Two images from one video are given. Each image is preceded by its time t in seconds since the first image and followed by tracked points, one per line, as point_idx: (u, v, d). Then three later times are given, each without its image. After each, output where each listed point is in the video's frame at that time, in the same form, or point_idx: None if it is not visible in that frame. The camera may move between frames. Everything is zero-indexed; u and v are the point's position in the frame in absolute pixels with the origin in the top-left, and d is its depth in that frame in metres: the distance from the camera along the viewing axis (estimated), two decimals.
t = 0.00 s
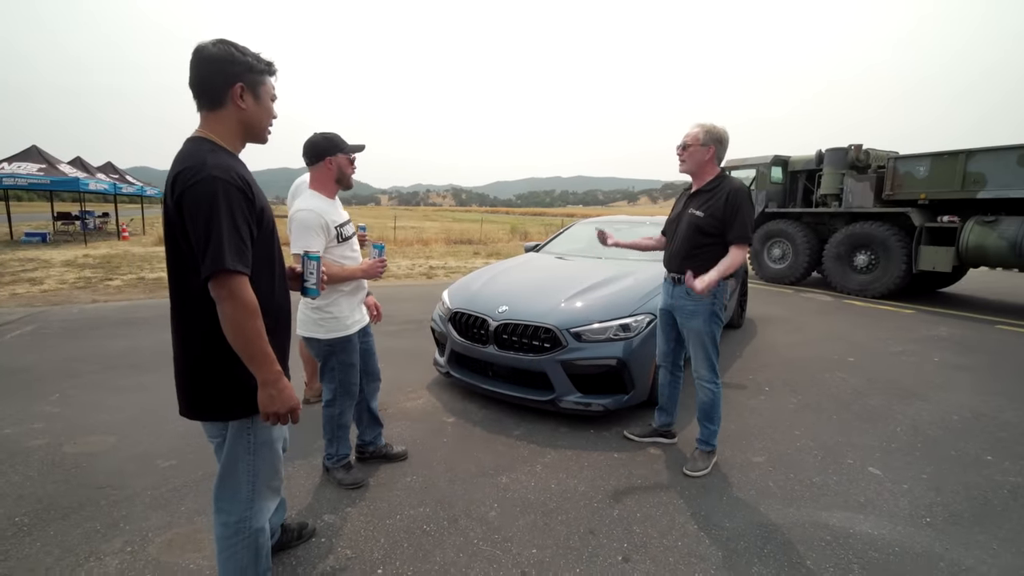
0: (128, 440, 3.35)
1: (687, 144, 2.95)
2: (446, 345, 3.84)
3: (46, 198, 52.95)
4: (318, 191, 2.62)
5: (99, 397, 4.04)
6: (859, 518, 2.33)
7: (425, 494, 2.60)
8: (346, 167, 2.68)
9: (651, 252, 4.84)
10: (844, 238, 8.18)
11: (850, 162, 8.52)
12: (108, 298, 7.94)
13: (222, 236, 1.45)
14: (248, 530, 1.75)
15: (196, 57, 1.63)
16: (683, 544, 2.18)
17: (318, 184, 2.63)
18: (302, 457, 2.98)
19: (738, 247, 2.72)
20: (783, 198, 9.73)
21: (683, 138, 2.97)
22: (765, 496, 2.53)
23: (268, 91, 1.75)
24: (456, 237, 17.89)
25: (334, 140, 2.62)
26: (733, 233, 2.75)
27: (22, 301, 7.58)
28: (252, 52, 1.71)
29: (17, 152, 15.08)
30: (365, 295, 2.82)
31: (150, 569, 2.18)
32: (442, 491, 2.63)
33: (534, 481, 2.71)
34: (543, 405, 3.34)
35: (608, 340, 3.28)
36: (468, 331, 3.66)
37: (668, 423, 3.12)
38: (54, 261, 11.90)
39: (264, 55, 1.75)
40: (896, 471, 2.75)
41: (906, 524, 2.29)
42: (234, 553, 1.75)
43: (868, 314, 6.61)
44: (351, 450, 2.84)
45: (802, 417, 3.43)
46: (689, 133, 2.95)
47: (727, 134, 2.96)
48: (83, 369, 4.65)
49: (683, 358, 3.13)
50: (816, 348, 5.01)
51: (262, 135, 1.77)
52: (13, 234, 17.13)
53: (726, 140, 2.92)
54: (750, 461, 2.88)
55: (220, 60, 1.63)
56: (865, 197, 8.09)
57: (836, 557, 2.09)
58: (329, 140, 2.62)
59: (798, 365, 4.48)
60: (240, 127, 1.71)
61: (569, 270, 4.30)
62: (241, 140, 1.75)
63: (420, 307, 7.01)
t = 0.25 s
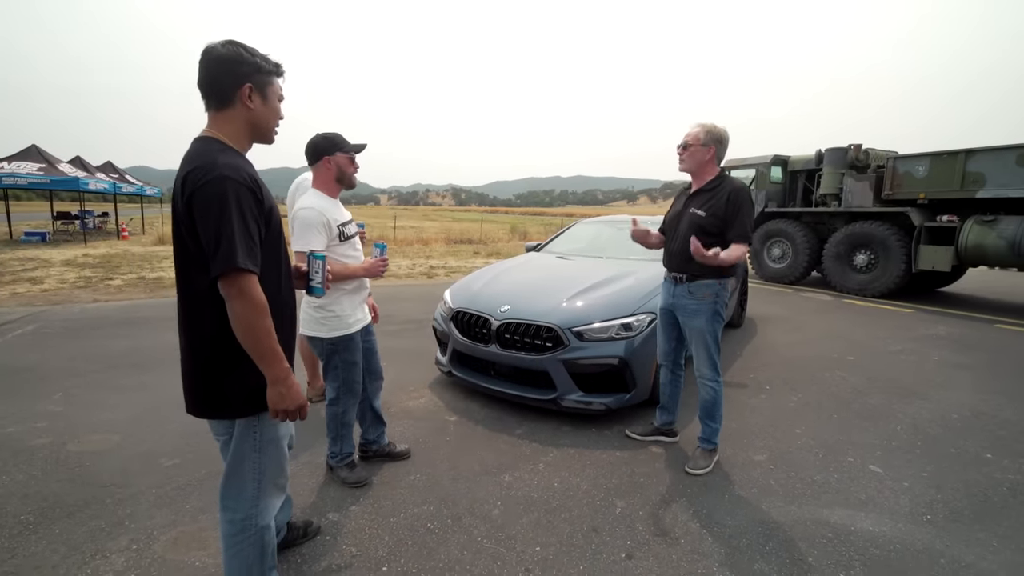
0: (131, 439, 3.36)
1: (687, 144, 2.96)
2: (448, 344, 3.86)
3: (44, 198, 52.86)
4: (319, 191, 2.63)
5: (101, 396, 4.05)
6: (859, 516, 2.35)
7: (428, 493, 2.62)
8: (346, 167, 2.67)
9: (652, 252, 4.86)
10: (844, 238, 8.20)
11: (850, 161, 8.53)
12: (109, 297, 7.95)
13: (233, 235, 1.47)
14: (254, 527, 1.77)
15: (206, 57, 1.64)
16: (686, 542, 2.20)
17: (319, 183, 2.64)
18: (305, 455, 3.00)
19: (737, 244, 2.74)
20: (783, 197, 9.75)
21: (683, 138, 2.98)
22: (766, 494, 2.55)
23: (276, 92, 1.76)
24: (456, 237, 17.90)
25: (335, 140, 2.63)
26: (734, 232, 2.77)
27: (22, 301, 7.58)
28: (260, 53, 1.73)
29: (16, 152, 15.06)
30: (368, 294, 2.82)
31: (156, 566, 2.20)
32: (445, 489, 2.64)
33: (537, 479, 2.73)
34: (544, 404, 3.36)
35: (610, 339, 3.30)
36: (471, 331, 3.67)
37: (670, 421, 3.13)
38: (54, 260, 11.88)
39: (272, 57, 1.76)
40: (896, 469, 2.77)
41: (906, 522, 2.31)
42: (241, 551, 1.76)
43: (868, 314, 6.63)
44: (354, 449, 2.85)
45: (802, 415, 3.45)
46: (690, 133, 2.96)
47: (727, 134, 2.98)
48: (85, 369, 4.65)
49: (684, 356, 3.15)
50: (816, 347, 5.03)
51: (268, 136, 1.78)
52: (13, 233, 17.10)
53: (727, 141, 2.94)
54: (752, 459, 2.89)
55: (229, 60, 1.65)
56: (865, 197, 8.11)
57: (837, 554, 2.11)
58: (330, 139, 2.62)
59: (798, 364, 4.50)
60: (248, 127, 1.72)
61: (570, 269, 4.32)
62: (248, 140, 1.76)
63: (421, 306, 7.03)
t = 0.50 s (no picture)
0: (135, 437, 3.37)
1: (687, 144, 2.97)
2: (450, 343, 3.87)
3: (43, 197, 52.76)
4: (323, 190, 2.65)
5: (104, 395, 4.06)
6: (860, 514, 2.38)
7: (432, 491, 2.63)
8: (350, 167, 2.67)
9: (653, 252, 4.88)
10: (843, 238, 8.23)
11: (850, 162, 8.56)
12: (110, 296, 7.95)
13: (242, 234, 1.48)
14: (260, 525, 1.78)
15: (210, 56, 1.66)
16: (688, 539, 2.22)
17: (323, 182, 2.66)
18: (309, 454, 3.01)
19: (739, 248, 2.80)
20: (783, 198, 9.78)
21: (683, 139, 2.99)
22: (767, 493, 2.57)
23: (279, 90, 1.77)
24: (456, 237, 17.90)
25: (339, 139, 2.64)
26: (736, 233, 2.81)
27: (23, 299, 7.58)
28: (264, 51, 1.74)
29: (15, 150, 15.04)
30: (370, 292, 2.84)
31: (162, 563, 2.21)
32: (448, 488, 2.66)
33: (539, 477, 2.74)
34: (546, 403, 3.38)
35: (611, 339, 3.32)
36: (473, 330, 3.69)
37: (671, 420, 3.15)
38: (53, 259, 11.88)
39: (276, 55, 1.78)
40: (896, 467, 2.79)
41: (906, 520, 2.33)
42: (247, 548, 1.78)
43: (867, 314, 6.66)
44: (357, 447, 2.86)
45: (802, 415, 3.48)
46: (689, 134, 2.97)
47: (726, 134, 3.00)
48: (87, 368, 4.66)
49: (684, 355, 3.17)
50: (816, 348, 5.05)
51: (274, 134, 1.80)
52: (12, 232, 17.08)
53: (726, 141, 2.96)
54: (752, 458, 2.92)
55: (233, 59, 1.66)
56: (864, 198, 8.14)
57: (837, 552, 2.13)
58: (335, 139, 2.63)
59: (798, 364, 4.52)
60: (252, 125, 1.73)
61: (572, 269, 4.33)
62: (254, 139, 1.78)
63: (422, 306, 7.04)
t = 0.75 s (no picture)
0: (132, 435, 3.36)
1: (683, 146, 2.98)
2: (448, 342, 3.88)
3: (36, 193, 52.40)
4: (325, 188, 2.66)
5: (100, 393, 4.05)
6: (855, 512, 2.40)
7: (430, 489, 2.64)
8: (352, 167, 2.69)
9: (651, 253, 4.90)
10: (839, 240, 8.28)
11: (846, 164, 8.60)
12: (105, 294, 7.91)
13: (244, 231, 1.49)
14: (260, 522, 1.79)
15: (210, 53, 1.66)
16: (685, 538, 2.23)
17: (325, 181, 2.66)
18: (307, 452, 3.02)
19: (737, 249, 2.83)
20: (779, 199, 9.82)
21: (679, 141, 3.01)
22: (763, 492, 2.59)
23: (279, 86, 1.78)
24: (453, 236, 17.89)
25: (343, 139, 2.65)
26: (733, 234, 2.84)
27: (17, 296, 7.53)
28: (263, 47, 1.74)
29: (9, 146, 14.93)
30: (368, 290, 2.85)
31: (160, 561, 2.21)
32: (447, 486, 2.67)
33: (537, 476, 2.76)
34: (544, 402, 3.39)
35: (609, 338, 3.33)
36: (471, 329, 3.70)
37: (669, 419, 3.17)
38: (47, 256, 11.81)
39: (276, 52, 1.78)
40: (891, 467, 2.82)
41: (900, 519, 2.35)
42: (247, 545, 1.79)
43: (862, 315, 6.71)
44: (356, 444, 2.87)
45: (798, 415, 3.50)
46: (685, 136, 2.99)
47: (721, 136, 3.02)
48: (83, 365, 4.64)
49: (682, 354, 3.19)
50: (812, 348, 5.09)
51: (274, 131, 1.80)
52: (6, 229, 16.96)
53: (722, 143, 2.98)
54: (749, 457, 2.94)
55: (232, 56, 1.67)
56: (860, 200, 8.19)
57: (832, 550, 2.15)
58: (338, 139, 2.64)
59: (794, 365, 4.55)
60: (253, 122, 1.74)
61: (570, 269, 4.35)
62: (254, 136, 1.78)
63: (419, 305, 7.04)
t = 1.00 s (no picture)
0: (123, 432, 3.34)
1: (670, 143, 2.98)
2: (442, 337, 3.88)
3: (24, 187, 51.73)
4: (322, 183, 2.64)
5: (91, 389, 4.02)
6: (845, 505, 2.43)
7: (424, 484, 2.64)
8: (351, 163, 2.67)
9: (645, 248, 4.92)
10: (830, 236, 8.33)
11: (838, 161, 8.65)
12: (95, 290, 7.84)
13: (235, 224, 1.48)
14: (253, 518, 1.78)
15: (199, 45, 1.65)
16: (678, 531, 2.25)
17: (323, 175, 2.65)
18: (301, 447, 3.01)
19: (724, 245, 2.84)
20: (772, 195, 9.87)
21: (666, 138, 3.01)
22: (755, 485, 2.61)
23: (270, 79, 1.76)
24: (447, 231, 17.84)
25: (342, 135, 2.63)
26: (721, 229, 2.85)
27: (5, 292, 7.45)
28: (253, 39, 1.73)
29: None
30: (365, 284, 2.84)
31: (153, 557, 2.20)
32: (441, 481, 2.67)
33: (531, 470, 2.77)
34: (538, 396, 3.40)
35: (603, 334, 3.34)
36: (465, 324, 3.70)
37: (662, 413, 3.19)
38: (35, 252, 11.67)
39: (266, 45, 1.77)
40: (881, 460, 2.85)
41: (890, 511, 2.38)
42: (240, 541, 1.78)
43: (853, 310, 6.76)
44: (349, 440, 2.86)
45: (790, 409, 3.53)
46: (672, 133, 2.99)
47: (708, 132, 3.03)
48: (73, 361, 4.60)
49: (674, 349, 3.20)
50: (804, 343, 5.13)
51: (265, 124, 1.79)
52: None
53: (708, 139, 2.99)
54: (741, 451, 2.96)
55: (221, 48, 1.65)
56: (851, 196, 8.25)
57: (822, 542, 2.17)
58: (338, 134, 2.63)
59: (785, 359, 4.58)
60: (244, 115, 1.72)
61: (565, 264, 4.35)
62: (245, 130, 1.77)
63: (413, 300, 7.02)
